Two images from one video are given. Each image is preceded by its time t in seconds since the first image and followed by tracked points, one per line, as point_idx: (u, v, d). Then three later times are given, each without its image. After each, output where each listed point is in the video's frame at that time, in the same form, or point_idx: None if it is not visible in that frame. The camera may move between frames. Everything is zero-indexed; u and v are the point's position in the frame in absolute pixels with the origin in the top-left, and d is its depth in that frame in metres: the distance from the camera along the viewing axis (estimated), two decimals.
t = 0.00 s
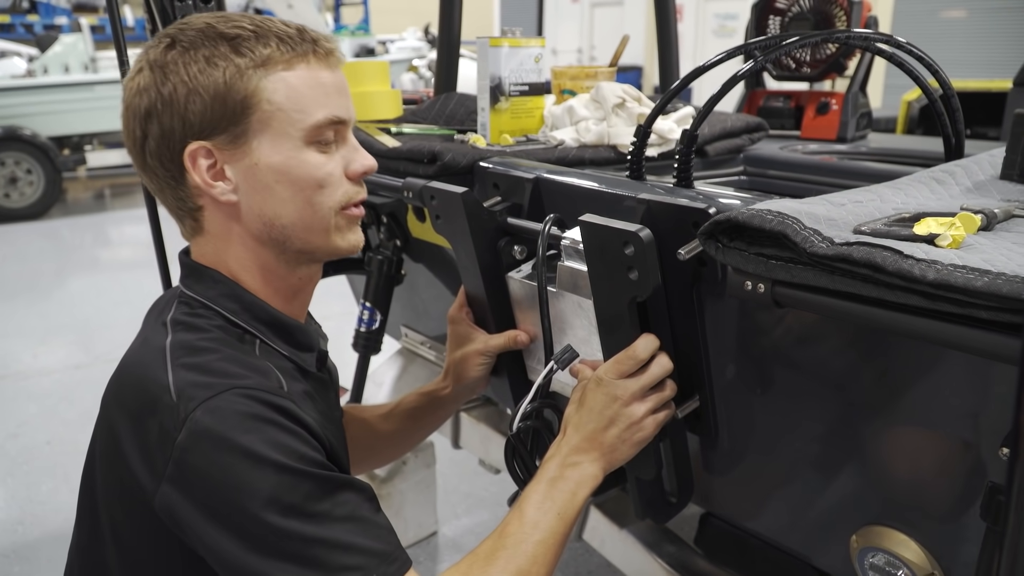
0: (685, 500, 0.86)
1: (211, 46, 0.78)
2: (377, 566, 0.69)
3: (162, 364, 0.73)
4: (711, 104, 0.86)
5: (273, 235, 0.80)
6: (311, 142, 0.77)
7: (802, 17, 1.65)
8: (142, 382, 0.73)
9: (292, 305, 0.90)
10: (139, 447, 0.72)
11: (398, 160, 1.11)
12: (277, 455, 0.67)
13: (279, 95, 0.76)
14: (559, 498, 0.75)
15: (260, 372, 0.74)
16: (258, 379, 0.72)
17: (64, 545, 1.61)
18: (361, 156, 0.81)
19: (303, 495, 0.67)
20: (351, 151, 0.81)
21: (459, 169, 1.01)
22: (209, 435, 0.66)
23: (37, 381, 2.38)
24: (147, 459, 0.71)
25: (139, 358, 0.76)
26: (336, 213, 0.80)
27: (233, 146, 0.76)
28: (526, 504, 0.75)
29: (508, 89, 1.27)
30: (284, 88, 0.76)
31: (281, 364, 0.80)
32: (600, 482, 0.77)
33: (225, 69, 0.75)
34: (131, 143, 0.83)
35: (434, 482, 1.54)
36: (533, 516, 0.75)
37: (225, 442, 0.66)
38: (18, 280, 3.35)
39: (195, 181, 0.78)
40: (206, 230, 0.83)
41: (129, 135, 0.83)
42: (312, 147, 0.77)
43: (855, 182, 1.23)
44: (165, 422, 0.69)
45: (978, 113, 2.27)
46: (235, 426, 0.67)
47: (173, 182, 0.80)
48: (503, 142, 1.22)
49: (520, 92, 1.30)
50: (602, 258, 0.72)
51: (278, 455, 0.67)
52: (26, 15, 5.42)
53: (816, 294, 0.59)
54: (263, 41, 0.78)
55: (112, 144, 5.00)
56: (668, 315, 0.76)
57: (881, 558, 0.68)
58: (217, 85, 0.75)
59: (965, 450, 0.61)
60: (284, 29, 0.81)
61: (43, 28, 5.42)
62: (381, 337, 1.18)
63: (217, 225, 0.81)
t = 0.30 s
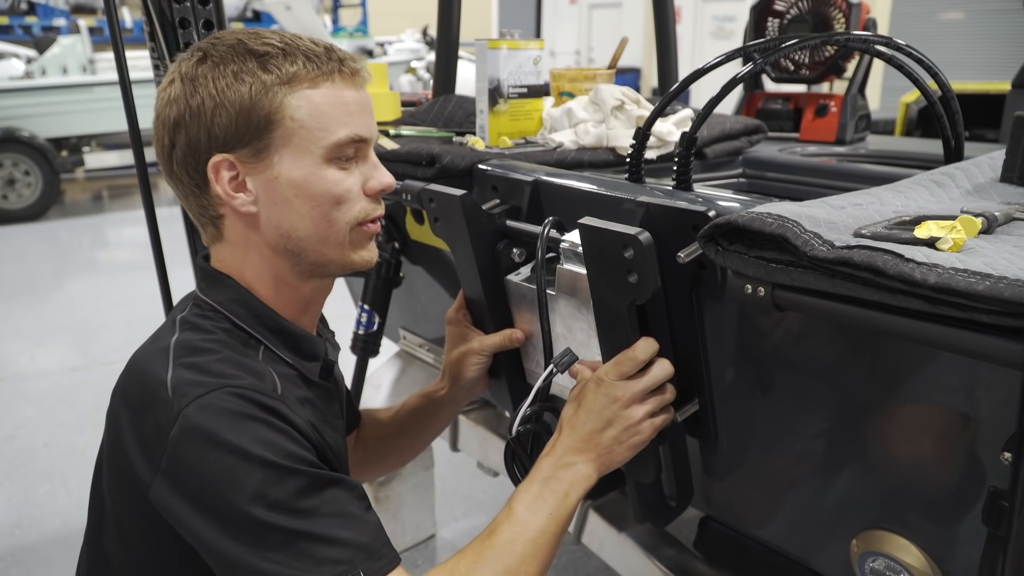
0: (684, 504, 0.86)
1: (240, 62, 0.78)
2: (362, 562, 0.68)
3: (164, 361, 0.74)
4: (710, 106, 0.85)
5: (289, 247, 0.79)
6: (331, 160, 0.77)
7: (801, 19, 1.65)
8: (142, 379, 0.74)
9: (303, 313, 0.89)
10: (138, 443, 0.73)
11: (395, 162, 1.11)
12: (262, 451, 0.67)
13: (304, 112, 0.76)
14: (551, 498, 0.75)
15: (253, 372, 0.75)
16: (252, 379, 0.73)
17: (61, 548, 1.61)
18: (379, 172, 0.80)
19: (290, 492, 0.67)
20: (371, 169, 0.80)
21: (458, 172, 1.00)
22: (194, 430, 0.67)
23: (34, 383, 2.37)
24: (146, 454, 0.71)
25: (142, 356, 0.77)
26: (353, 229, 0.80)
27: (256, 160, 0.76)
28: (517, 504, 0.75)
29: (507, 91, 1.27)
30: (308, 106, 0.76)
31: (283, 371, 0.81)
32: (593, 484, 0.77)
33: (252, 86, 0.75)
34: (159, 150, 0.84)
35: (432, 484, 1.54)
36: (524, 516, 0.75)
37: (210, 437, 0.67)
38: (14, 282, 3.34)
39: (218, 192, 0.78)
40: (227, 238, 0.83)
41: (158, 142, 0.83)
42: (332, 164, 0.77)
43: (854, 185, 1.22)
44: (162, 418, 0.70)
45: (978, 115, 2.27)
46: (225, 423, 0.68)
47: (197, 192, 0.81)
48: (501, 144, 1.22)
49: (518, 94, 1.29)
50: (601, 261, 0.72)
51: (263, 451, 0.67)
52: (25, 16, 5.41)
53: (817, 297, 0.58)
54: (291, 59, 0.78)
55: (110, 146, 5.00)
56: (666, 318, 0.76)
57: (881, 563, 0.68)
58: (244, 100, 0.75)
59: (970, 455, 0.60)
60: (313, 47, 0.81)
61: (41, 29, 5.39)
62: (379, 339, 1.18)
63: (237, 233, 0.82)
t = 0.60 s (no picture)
0: (684, 509, 0.86)
1: (268, 73, 0.78)
2: (355, 560, 0.67)
3: (170, 360, 0.74)
4: (709, 111, 0.85)
5: (302, 256, 0.80)
6: (350, 175, 0.77)
7: (799, 22, 1.65)
8: (148, 377, 0.74)
9: (310, 319, 0.89)
10: (144, 440, 0.72)
11: (396, 165, 1.11)
12: (262, 448, 0.67)
13: (329, 129, 0.76)
14: (548, 503, 0.75)
15: (255, 372, 0.75)
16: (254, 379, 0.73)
17: (59, 553, 1.60)
18: (392, 189, 0.80)
19: (287, 489, 0.67)
20: (384, 183, 0.80)
21: (456, 175, 1.00)
22: (196, 428, 0.67)
23: (32, 388, 2.36)
24: (151, 450, 0.71)
25: (148, 354, 0.77)
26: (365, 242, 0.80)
27: (276, 172, 0.76)
28: (513, 508, 0.75)
29: (506, 95, 1.27)
30: (333, 123, 0.76)
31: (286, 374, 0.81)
32: (593, 489, 0.77)
33: (279, 98, 0.75)
34: (176, 152, 0.83)
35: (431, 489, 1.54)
36: (521, 520, 0.75)
37: (212, 436, 0.67)
38: (11, 286, 3.33)
39: (237, 200, 0.78)
40: (240, 242, 0.83)
41: (176, 144, 0.83)
42: (350, 180, 0.77)
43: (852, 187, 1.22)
44: (166, 416, 0.70)
45: (976, 117, 2.27)
46: (225, 421, 0.67)
47: (214, 197, 0.81)
48: (500, 148, 1.22)
49: (517, 98, 1.29)
50: (601, 265, 0.72)
51: (262, 449, 0.67)
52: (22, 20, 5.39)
53: (817, 301, 0.58)
54: (318, 74, 0.78)
55: (107, 150, 4.99)
56: (666, 322, 0.76)
57: (882, 566, 0.68)
58: (271, 113, 0.75)
59: (972, 461, 0.60)
60: (338, 63, 0.81)
61: (38, 33, 5.37)
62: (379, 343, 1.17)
63: (250, 240, 0.81)
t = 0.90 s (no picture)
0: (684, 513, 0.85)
1: (279, 81, 0.78)
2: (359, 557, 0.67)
3: (174, 362, 0.75)
4: (708, 115, 0.86)
5: (313, 263, 0.80)
6: (363, 183, 0.78)
7: (798, 27, 1.66)
8: (152, 377, 0.74)
9: (319, 325, 0.90)
10: (148, 440, 0.72)
11: (399, 172, 1.12)
12: (263, 447, 0.67)
13: (342, 137, 0.76)
14: (557, 503, 0.75)
15: (259, 375, 0.75)
16: (259, 382, 0.74)
17: (56, 556, 1.60)
18: (402, 195, 0.80)
19: (289, 488, 0.67)
20: (394, 189, 0.80)
21: (456, 179, 1.00)
22: (197, 430, 0.67)
23: (30, 391, 2.36)
24: (154, 448, 0.72)
25: (152, 354, 0.78)
26: (378, 250, 0.80)
27: (289, 180, 0.77)
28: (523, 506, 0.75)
29: (505, 99, 1.27)
30: (346, 131, 0.76)
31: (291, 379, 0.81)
32: (602, 490, 0.77)
33: (291, 107, 0.75)
34: (187, 160, 0.83)
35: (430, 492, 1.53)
36: (529, 519, 0.75)
37: (209, 436, 0.67)
38: (8, 289, 3.33)
39: (250, 210, 0.78)
40: (251, 250, 0.83)
41: (187, 153, 0.83)
42: (363, 188, 0.78)
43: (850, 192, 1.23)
44: (169, 414, 0.71)
45: (975, 122, 2.27)
46: (227, 422, 0.68)
47: (225, 206, 0.81)
48: (499, 152, 1.22)
49: (516, 102, 1.29)
50: (601, 269, 0.72)
51: (264, 448, 0.67)
52: (20, 23, 5.39)
53: (818, 305, 0.59)
54: (329, 80, 0.78)
55: (105, 153, 4.99)
56: (666, 325, 0.76)
57: (881, 570, 0.68)
58: (283, 122, 0.75)
59: (971, 465, 0.60)
60: (348, 68, 0.81)
61: (36, 37, 5.37)
62: (377, 347, 1.17)
63: (261, 248, 0.82)
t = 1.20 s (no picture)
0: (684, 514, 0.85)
1: (283, 76, 0.78)
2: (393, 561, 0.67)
3: (202, 361, 0.73)
4: (708, 118, 0.86)
5: (327, 257, 0.80)
6: (373, 175, 0.77)
7: (796, 30, 1.66)
8: (180, 378, 0.73)
9: (338, 321, 0.89)
10: (176, 441, 0.71)
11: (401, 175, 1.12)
12: (301, 448, 0.67)
13: (346, 128, 0.76)
14: (571, 495, 0.76)
15: (292, 374, 0.75)
16: (292, 380, 0.74)
17: (55, 559, 1.60)
18: (415, 185, 0.80)
19: (327, 489, 0.67)
20: (408, 180, 0.80)
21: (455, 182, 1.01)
22: (233, 433, 0.67)
23: (27, 393, 2.36)
24: (184, 450, 0.71)
25: (179, 353, 0.77)
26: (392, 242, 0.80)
27: (297, 175, 0.77)
28: (537, 497, 0.76)
29: (505, 102, 1.27)
30: (350, 122, 0.76)
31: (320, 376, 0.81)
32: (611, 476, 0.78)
33: (295, 101, 0.76)
34: (200, 158, 0.85)
35: (429, 495, 1.53)
36: (543, 510, 0.76)
37: (245, 438, 0.67)
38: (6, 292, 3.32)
39: (258, 205, 0.79)
40: (266, 248, 0.84)
41: (200, 153, 0.85)
42: (373, 179, 0.77)
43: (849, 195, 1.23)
44: (201, 416, 0.69)
45: (972, 125, 2.28)
46: (264, 423, 0.68)
47: (236, 202, 0.82)
48: (499, 154, 1.22)
49: (515, 105, 1.29)
50: (601, 272, 0.72)
51: (302, 449, 0.67)
52: (18, 26, 5.39)
53: (817, 308, 0.59)
54: (333, 73, 0.78)
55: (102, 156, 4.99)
56: (666, 327, 0.76)
57: (880, 572, 0.68)
58: (287, 117, 0.76)
59: (973, 469, 0.60)
60: (354, 60, 0.81)
61: (33, 39, 5.37)
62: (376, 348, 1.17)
63: (274, 244, 0.82)
